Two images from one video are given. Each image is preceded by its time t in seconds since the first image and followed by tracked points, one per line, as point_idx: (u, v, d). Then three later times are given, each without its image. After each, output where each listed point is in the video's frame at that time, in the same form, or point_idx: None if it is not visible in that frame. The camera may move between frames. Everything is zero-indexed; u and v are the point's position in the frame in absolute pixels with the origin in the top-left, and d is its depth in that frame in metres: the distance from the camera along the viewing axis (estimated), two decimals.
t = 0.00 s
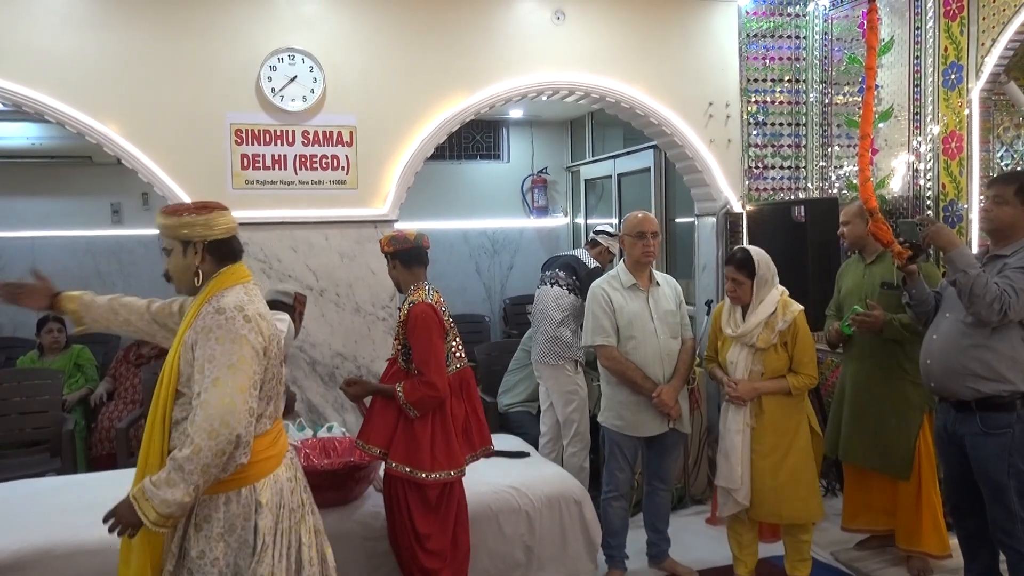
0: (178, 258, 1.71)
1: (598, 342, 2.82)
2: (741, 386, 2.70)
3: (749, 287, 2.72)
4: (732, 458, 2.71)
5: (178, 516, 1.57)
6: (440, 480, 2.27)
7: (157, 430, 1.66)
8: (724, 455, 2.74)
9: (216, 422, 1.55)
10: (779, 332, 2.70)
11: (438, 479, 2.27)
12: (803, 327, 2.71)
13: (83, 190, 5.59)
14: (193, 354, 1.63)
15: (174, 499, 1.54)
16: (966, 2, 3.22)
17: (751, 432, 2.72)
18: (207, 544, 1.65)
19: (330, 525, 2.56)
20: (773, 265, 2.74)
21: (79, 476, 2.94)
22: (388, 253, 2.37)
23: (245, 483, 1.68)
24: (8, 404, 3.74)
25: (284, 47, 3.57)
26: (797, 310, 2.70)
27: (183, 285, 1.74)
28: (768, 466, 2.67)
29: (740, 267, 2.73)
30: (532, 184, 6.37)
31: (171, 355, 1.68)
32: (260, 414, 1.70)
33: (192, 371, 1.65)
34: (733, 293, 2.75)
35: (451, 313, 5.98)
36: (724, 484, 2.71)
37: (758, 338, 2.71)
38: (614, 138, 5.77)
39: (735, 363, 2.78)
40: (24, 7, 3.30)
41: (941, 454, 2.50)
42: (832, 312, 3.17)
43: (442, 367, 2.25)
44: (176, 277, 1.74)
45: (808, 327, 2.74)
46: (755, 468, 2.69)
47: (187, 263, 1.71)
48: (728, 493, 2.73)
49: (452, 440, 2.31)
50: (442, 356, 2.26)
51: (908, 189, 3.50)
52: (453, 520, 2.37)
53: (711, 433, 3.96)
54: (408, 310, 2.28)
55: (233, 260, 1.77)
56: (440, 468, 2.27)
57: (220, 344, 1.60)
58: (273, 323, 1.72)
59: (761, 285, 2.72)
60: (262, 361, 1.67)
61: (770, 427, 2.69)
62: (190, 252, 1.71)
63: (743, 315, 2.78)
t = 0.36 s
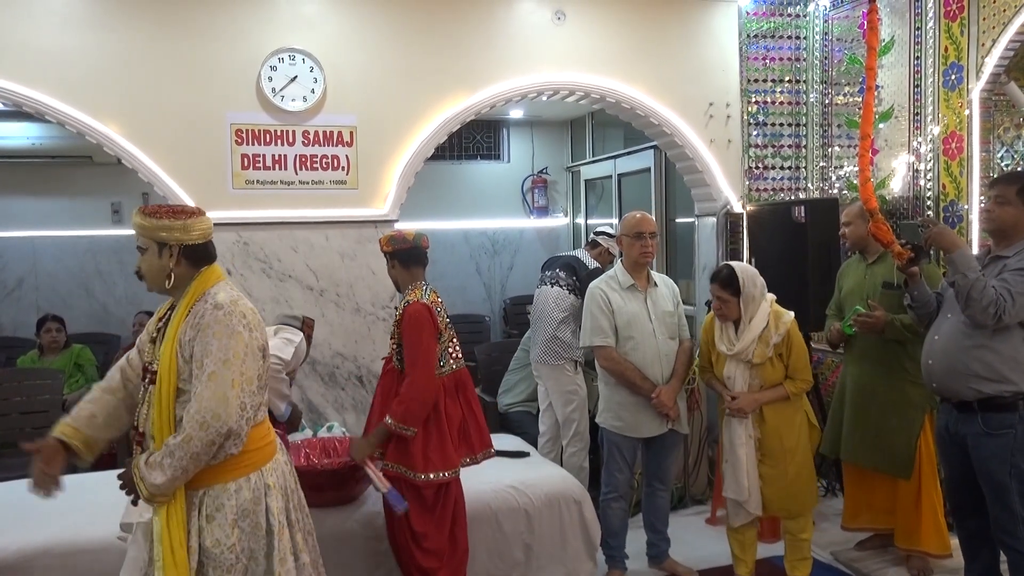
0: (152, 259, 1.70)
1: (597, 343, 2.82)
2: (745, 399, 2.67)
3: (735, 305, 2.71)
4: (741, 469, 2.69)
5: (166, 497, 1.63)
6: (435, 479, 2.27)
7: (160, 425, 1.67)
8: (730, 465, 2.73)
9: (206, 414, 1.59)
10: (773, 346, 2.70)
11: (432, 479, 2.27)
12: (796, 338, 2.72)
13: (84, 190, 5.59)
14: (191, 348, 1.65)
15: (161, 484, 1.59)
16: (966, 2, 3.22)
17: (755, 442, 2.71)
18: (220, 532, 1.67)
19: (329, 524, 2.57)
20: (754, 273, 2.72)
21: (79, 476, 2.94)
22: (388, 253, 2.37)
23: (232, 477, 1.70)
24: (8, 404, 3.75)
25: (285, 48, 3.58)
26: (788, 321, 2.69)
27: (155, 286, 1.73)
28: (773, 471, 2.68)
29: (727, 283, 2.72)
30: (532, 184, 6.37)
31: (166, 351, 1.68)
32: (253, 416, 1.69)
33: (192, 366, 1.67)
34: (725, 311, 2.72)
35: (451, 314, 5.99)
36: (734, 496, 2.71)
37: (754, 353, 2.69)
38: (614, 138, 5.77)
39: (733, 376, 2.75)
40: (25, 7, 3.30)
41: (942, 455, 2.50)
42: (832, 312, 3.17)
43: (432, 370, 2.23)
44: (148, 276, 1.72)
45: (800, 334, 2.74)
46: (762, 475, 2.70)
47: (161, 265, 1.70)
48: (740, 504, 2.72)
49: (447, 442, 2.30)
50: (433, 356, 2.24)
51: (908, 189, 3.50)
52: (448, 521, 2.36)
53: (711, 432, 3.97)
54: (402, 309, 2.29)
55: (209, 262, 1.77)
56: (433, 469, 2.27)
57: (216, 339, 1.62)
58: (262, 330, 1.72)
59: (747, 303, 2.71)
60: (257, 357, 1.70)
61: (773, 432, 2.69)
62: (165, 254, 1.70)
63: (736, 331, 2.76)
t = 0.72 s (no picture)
0: (149, 255, 1.70)
1: (595, 343, 2.82)
2: (738, 400, 2.68)
3: (726, 306, 2.70)
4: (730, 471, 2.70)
5: (179, 497, 1.64)
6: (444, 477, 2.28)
7: (163, 424, 1.67)
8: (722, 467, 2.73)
9: (213, 411, 1.59)
10: (767, 347, 2.69)
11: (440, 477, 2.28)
12: (788, 338, 2.71)
13: (83, 189, 5.59)
14: (195, 347, 1.66)
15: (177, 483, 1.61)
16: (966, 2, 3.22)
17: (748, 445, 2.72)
18: (227, 525, 1.67)
19: (329, 524, 2.57)
20: (745, 275, 2.72)
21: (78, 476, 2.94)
22: (386, 253, 2.37)
23: (235, 473, 1.70)
24: (8, 403, 3.75)
25: (284, 47, 3.57)
26: (780, 323, 2.69)
27: (149, 283, 1.72)
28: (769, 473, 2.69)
29: (716, 287, 2.70)
30: (532, 184, 6.37)
31: (166, 350, 1.68)
32: (257, 413, 1.69)
33: (195, 365, 1.67)
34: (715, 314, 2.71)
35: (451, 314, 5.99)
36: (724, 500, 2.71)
37: (746, 355, 2.69)
38: (613, 138, 5.77)
39: (726, 378, 2.74)
40: (24, 6, 3.30)
41: (940, 455, 2.51)
42: (831, 311, 3.17)
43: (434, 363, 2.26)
44: (143, 272, 1.71)
45: (793, 334, 2.74)
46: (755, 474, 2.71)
47: (158, 263, 1.70)
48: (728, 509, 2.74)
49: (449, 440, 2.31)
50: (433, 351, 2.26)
51: (908, 189, 3.50)
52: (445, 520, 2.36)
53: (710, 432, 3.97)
54: (396, 308, 2.30)
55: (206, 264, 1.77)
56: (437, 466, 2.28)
57: (221, 337, 1.63)
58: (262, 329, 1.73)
59: (738, 305, 2.70)
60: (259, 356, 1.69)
61: (770, 433, 2.69)
62: (162, 252, 1.70)
63: (728, 333, 2.75)
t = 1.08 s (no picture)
0: (150, 255, 1.70)
1: (596, 342, 2.82)
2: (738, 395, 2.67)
3: (727, 299, 2.71)
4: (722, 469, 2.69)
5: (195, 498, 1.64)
6: (418, 472, 2.29)
7: (167, 424, 1.66)
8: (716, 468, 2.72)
9: (222, 411, 1.60)
10: (768, 343, 2.69)
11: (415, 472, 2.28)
12: (789, 335, 2.72)
13: (84, 189, 5.59)
14: (204, 346, 1.66)
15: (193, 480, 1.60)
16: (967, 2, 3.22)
17: (745, 444, 2.71)
18: (230, 523, 1.67)
19: (329, 523, 2.57)
20: (746, 271, 2.73)
21: (79, 475, 2.95)
22: (387, 254, 2.37)
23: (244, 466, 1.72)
24: (9, 403, 3.75)
25: (285, 47, 3.58)
26: (783, 319, 2.69)
27: (152, 282, 1.73)
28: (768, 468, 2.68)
29: (717, 278, 2.71)
30: (532, 183, 6.36)
31: (171, 349, 1.67)
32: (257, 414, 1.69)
33: (203, 364, 1.67)
34: (715, 307, 2.72)
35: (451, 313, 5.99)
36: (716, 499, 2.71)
37: (748, 351, 2.69)
38: (614, 138, 5.77)
39: (728, 376, 2.74)
40: (25, 6, 3.30)
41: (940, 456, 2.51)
42: (831, 311, 3.17)
43: (441, 364, 2.25)
44: (145, 271, 1.72)
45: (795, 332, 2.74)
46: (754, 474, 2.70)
47: (159, 262, 1.70)
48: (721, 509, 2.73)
49: (442, 441, 2.30)
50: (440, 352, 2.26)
51: (909, 188, 3.50)
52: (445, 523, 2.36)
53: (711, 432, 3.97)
54: (407, 307, 2.30)
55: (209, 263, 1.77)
56: (426, 463, 2.29)
57: (231, 338, 1.63)
58: (267, 328, 1.73)
59: (740, 298, 2.71)
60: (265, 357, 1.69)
61: (769, 432, 2.69)
62: (164, 251, 1.70)
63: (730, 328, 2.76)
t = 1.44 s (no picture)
0: (145, 268, 1.70)
1: (596, 341, 2.82)
2: (743, 385, 2.69)
3: (740, 286, 2.73)
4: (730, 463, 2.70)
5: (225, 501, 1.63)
6: (429, 476, 2.26)
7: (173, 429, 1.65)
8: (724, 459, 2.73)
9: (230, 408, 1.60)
10: (778, 333, 2.69)
11: (426, 478, 2.25)
12: (800, 327, 2.72)
13: (84, 189, 5.59)
14: (210, 345, 1.65)
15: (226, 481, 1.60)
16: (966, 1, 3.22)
17: (750, 435, 2.71)
18: (242, 519, 1.67)
19: (330, 523, 2.57)
20: (762, 262, 2.75)
21: (78, 475, 2.95)
22: (388, 254, 2.37)
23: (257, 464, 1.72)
24: (9, 402, 3.75)
25: (284, 46, 3.58)
26: (794, 311, 2.69)
27: (153, 293, 1.73)
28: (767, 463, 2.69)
29: (731, 264, 2.75)
30: (532, 183, 6.36)
31: (174, 350, 1.66)
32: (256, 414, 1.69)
33: (208, 363, 1.66)
34: (729, 293, 2.75)
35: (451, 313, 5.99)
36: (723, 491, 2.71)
37: (756, 339, 2.70)
38: (614, 137, 5.77)
39: (736, 364, 2.76)
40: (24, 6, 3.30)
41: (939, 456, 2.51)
42: (831, 311, 3.16)
43: (444, 361, 2.25)
44: (144, 284, 1.72)
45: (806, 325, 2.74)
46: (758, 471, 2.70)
47: (154, 271, 1.70)
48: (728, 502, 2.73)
49: (452, 439, 2.29)
50: (443, 348, 2.26)
51: (909, 188, 3.50)
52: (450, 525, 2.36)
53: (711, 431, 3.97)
54: (410, 306, 2.31)
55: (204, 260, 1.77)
56: (436, 464, 2.27)
57: (239, 335, 1.64)
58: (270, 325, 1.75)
59: (751, 285, 2.73)
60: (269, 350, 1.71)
61: (772, 428, 2.69)
62: (156, 261, 1.69)
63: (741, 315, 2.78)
